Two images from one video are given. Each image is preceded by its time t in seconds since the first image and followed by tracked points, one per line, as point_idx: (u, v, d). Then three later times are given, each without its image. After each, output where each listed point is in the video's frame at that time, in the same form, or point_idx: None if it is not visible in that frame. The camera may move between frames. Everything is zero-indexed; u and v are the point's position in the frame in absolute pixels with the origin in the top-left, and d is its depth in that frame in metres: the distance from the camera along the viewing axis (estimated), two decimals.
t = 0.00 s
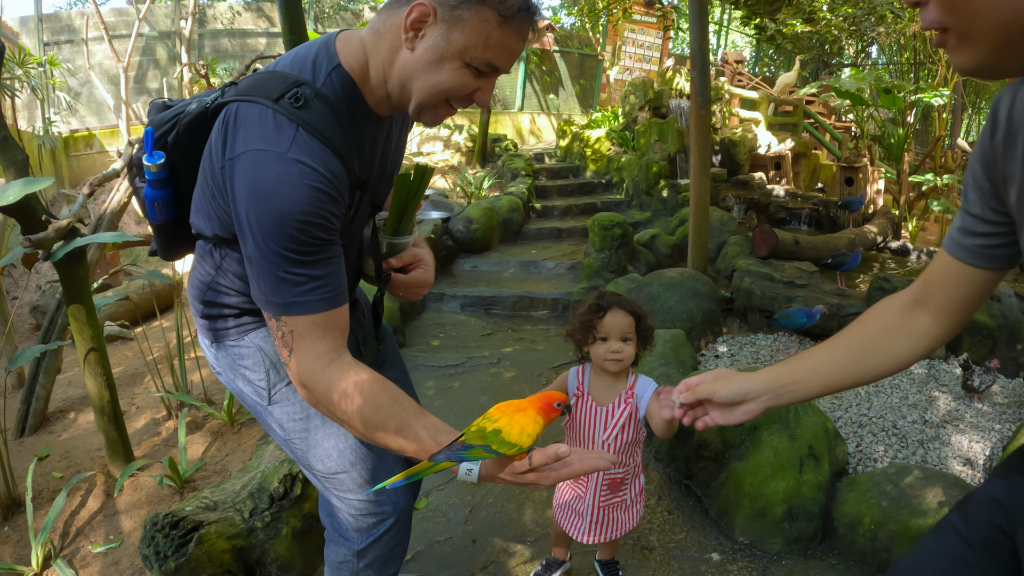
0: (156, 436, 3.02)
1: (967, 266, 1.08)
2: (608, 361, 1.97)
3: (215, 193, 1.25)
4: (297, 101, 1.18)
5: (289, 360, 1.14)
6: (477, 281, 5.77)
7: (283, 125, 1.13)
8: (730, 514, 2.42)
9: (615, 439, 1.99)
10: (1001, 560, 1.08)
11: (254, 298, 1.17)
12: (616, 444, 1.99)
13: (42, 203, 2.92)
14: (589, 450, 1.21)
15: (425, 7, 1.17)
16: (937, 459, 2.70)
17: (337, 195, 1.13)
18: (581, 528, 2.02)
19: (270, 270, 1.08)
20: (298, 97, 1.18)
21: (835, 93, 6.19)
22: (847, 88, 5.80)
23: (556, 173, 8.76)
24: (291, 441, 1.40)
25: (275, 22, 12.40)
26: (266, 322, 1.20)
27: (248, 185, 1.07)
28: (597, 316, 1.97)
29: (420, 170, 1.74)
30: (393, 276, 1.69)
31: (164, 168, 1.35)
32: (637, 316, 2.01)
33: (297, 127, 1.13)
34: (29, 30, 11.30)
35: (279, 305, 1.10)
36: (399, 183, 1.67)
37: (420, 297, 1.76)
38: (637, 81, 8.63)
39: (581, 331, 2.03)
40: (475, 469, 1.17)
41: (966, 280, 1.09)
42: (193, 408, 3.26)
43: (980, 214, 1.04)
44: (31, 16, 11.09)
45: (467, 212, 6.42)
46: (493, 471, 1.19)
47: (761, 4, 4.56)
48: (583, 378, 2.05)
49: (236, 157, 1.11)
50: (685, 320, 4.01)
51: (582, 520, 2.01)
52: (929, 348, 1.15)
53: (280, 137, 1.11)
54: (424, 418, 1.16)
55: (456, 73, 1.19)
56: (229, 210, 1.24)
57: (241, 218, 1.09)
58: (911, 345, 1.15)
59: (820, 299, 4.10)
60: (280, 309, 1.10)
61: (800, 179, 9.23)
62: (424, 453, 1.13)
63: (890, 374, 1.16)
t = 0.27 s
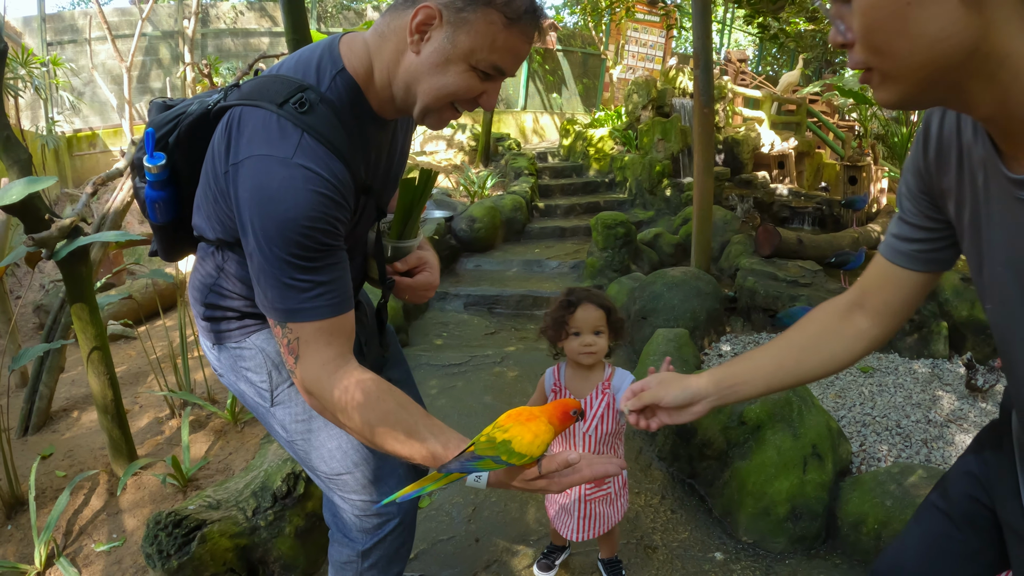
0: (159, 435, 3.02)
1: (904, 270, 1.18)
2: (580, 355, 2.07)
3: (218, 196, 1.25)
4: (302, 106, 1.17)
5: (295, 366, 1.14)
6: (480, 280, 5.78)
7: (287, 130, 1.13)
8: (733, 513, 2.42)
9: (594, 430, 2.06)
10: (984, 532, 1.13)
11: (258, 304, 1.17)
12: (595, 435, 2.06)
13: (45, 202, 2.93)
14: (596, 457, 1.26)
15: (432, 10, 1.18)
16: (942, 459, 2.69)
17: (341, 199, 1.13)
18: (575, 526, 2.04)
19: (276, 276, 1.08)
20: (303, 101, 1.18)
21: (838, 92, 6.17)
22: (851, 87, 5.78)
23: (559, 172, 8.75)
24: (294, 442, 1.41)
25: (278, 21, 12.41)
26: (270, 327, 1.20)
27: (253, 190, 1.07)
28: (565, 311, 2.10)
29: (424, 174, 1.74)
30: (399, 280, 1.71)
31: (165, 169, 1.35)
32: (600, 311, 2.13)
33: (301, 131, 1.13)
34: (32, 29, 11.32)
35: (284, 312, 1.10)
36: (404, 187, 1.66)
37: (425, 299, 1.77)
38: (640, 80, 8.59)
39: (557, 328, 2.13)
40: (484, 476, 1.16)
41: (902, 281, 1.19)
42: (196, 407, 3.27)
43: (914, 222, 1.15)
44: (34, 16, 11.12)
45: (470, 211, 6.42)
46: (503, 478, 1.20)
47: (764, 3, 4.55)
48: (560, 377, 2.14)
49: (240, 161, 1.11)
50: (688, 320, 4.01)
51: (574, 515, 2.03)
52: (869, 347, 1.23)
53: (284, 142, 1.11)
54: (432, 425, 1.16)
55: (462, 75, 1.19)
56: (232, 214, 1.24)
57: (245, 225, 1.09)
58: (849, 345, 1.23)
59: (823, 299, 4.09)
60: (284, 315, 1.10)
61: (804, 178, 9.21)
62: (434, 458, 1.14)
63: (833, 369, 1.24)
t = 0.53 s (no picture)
0: (164, 434, 3.03)
1: (871, 272, 1.24)
2: (565, 351, 2.07)
3: (224, 198, 1.25)
4: (309, 108, 1.17)
5: (304, 368, 1.15)
6: (483, 280, 5.78)
7: (294, 132, 1.13)
8: (737, 512, 2.42)
9: (583, 425, 2.06)
10: (972, 516, 1.15)
11: (265, 306, 1.17)
12: (586, 429, 2.07)
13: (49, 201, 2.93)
14: (606, 454, 1.21)
15: (439, 12, 1.18)
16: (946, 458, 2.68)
17: (349, 202, 1.13)
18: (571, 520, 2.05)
19: (283, 279, 1.08)
20: (310, 103, 1.18)
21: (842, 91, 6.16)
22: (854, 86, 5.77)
23: (563, 171, 8.75)
24: (298, 442, 1.41)
25: (281, 21, 12.42)
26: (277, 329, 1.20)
27: (260, 193, 1.07)
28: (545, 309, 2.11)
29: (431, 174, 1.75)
30: (405, 280, 1.71)
31: (168, 169, 1.35)
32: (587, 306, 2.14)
33: (309, 133, 1.13)
34: (36, 29, 11.35)
35: (292, 314, 1.10)
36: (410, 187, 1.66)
37: (431, 299, 1.78)
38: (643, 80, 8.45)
39: (537, 327, 2.14)
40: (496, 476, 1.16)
41: (869, 283, 1.25)
42: (200, 406, 3.27)
43: (874, 229, 1.22)
44: (37, 16, 11.14)
45: (473, 211, 6.43)
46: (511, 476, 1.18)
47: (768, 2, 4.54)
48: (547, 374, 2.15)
49: (247, 164, 1.12)
50: (692, 319, 4.00)
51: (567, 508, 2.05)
52: (841, 342, 1.30)
53: (291, 145, 1.11)
54: (443, 426, 1.15)
55: (468, 78, 1.20)
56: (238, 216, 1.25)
57: (252, 228, 1.09)
58: (821, 339, 1.30)
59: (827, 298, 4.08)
60: (292, 318, 1.10)
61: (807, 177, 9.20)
62: (445, 458, 1.12)
63: (806, 361, 1.31)
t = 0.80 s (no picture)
0: (168, 433, 3.03)
1: (858, 269, 1.34)
2: (570, 352, 2.07)
3: (230, 198, 1.25)
4: (317, 107, 1.18)
5: (313, 369, 1.15)
6: (487, 279, 5.78)
7: (302, 132, 1.13)
8: (741, 512, 2.42)
9: (587, 425, 2.07)
10: (969, 499, 1.23)
11: (274, 305, 1.18)
12: (590, 430, 2.07)
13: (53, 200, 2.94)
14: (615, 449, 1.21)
15: (452, 13, 1.17)
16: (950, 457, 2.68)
17: (357, 201, 1.13)
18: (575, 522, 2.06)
19: (292, 278, 1.08)
20: (318, 103, 1.18)
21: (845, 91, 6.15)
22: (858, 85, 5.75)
23: (566, 171, 8.74)
24: (304, 442, 1.41)
25: (285, 21, 12.43)
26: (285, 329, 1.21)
27: (269, 193, 1.07)
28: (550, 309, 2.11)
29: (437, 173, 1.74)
30: (411, 280, 1.72)
31: (173, 168, 1.36)
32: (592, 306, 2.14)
33: (317, 133, 1.13)
34: (40, 29, 11.38)
35: (302, 314, 1.10)
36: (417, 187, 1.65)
37: (438, 297, 1.79)
38: (647, 78, 8.51)
39: (541, 327, 2.14)
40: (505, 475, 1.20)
41: (858, 280, 1.35)
42: (205, 405, 3.28)
43: (860, 229, 1.31)
44: (41, 16, 11.16)
45: (477, 210, 6.43)
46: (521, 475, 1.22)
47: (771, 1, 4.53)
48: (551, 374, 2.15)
49: (255, 163, 1.12)
50: (695, 318, 4.00)
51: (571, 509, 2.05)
52: (830, 331, 1.40)
53: (299, 145, 1.11)
54: (453, 424, 1.16)
55: (480, 79, 1.20)
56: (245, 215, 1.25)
57: (261, 228, 1.09)
58: (813, 326, 1.40)
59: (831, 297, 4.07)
60: (302, 317, 1.11)
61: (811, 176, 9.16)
62: (453, 457, 1.14)
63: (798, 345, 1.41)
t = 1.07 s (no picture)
0: (171, 434, 3.03)
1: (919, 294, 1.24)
2: (580, 354, 2.07)
3: (235, 204, 1.25)
4: (322, 114, 1.17)
5: (320, 376, 1.15)
6: (490, 280, 5.79)
7: (308, 138, 1.13)
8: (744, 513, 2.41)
9: (596, 427, 2.06)
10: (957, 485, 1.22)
11: (279, 312, 1.18)
12: (598, 431, 2.07)
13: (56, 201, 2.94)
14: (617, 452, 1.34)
15: (462, 21, 1.18)
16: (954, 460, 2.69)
17: (363, 207, 1.13)
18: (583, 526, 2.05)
19: (299, 286, 1.08)
20: (323, 109, 1.18)
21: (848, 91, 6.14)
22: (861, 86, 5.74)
23: (569, 172, 8.74)
24: (308, 445, 1.41)
25: (287, 22, 12.44)
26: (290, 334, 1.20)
27: (275, 200, 1.07)
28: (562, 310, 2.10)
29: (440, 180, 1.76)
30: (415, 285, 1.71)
31: (177, 173, 1.36)
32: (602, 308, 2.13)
33: (323, 140, 1.13)
34: (43, 30, 11.41)
35: (308, 321, 1.10)
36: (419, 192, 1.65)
37: (442, 303, 1.77)
38: (650, 79, 8.54)
39: (550, 330, 2.13)
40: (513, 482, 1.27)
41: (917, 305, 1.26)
42: (208, 406, 3.29)
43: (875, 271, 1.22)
44: (43, 17, 11.18)
45: (480, 211, 6.43)
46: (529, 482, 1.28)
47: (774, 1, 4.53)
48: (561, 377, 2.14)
49: (260, 170, 1.11)
50: (699, 319, 3.99)
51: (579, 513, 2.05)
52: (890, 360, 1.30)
53: (305, 152, 1.11)
54: (459, 429, 1.19)
55: (489, 87, 1.22)
56: (250, 221, 1.25)
57: (266, 236, 1.09)
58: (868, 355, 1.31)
59: (834, 298, 4.06)
60: (308, 325, 1.11)
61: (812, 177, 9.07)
62: (460, 462, 1.18)
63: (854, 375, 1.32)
